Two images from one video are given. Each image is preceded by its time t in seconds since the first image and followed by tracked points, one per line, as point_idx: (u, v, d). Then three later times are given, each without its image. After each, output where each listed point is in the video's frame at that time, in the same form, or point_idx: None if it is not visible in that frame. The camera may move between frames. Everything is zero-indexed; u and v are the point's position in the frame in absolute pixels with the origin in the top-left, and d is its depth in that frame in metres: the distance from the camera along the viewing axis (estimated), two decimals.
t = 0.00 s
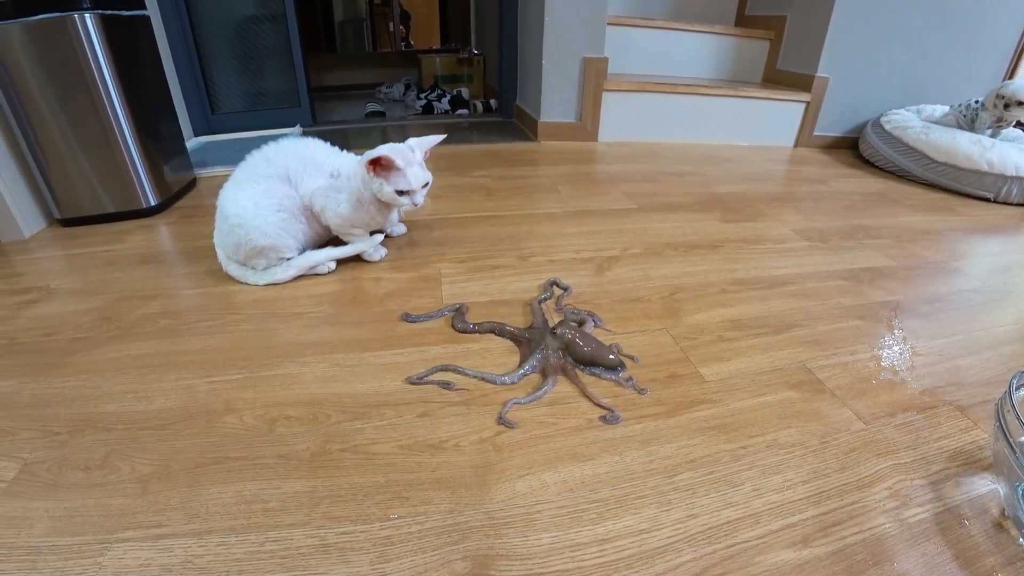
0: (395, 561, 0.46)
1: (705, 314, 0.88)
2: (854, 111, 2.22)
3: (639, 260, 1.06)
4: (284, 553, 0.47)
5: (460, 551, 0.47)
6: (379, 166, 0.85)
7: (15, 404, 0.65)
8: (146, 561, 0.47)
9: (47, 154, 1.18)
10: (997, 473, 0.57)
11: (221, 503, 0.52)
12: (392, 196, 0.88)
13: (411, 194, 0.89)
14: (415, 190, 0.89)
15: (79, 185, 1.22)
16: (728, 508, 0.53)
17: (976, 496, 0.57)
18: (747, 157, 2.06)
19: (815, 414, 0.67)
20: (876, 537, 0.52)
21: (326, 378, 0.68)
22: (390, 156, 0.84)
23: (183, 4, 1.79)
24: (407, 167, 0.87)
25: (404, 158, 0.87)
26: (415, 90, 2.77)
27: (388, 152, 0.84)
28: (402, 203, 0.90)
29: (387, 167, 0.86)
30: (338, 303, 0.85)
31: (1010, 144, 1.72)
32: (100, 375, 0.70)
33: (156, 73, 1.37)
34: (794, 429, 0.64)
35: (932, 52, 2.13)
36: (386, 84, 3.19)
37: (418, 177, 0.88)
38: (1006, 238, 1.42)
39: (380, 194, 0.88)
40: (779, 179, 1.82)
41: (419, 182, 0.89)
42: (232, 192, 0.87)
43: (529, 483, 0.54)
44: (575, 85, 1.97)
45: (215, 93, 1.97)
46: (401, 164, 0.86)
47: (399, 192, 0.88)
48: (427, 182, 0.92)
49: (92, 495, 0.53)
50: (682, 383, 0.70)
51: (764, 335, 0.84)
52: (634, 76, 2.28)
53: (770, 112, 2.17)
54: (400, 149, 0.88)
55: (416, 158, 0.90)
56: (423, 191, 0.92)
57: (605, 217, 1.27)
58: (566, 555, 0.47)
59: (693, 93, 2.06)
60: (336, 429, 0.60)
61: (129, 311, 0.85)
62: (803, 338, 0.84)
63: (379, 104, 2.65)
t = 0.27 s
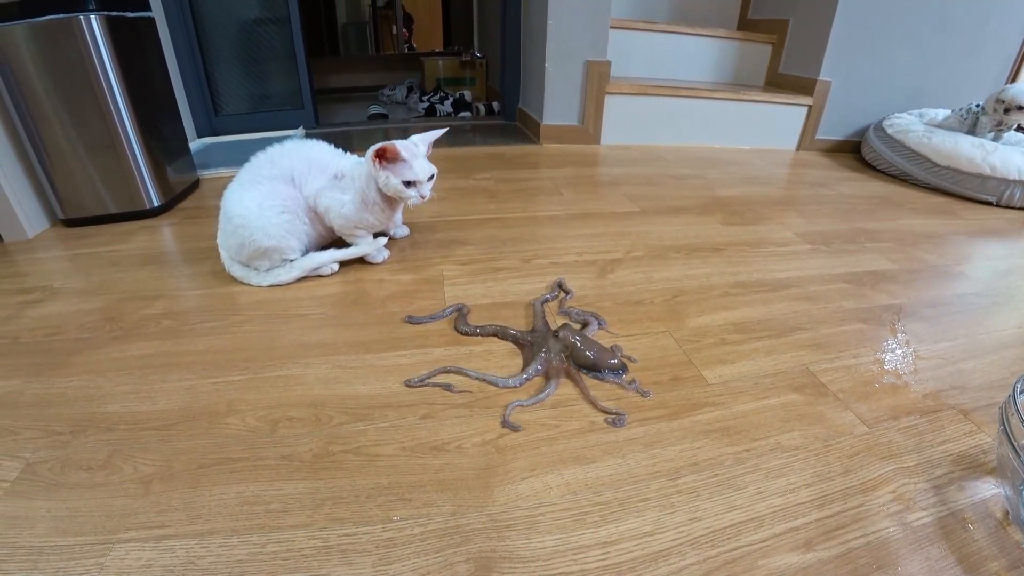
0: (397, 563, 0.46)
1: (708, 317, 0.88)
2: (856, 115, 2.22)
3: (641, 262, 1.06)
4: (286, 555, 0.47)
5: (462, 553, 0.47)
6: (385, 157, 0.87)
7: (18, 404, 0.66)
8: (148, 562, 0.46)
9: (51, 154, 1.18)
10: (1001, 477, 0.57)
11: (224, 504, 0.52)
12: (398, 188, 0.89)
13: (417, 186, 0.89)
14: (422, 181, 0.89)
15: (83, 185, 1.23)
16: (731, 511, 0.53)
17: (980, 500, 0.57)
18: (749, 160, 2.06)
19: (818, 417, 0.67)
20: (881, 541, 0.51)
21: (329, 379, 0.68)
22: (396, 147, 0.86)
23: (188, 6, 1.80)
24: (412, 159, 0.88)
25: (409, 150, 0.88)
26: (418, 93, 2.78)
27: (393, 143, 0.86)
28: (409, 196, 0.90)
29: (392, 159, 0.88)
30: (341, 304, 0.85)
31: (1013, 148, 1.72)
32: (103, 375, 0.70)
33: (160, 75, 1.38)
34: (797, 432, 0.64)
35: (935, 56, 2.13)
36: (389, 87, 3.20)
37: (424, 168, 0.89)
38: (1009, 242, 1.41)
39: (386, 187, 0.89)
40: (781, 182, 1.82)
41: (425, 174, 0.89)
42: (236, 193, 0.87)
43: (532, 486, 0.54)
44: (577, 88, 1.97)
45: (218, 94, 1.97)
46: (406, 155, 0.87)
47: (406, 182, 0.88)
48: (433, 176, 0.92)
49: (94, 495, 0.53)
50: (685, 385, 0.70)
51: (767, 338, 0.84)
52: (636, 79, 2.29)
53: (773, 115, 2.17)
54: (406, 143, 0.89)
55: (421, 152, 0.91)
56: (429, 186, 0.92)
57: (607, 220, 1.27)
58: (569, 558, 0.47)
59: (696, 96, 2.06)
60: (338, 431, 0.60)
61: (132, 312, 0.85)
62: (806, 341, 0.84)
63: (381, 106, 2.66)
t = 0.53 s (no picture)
0: (396, 564, 0.46)
1: (707, 320, 0.88)
2: (857, 119, 2.22)
3: (641, 265, 1.06)
4: (285, 555, 0.47)
5: (460, 555, 0.47)
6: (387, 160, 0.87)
7: (20, 403, 0.66)
8: (149, 561, 0.47)
9: (55, 156, 1.19)
10: (999, 481, 0.57)
11: (224, 504, 0.52)
12: (400, 191, 0.89)
13: (419, 188, 0.90)
14: (423, 184, 0.90)
15: (86, 186, 1.23)
16: (730, 513, 0.53)
17: (978, 503, 0.57)
18: (750, 163, 2.06)
19: (817, 421, 0.67)
20: (878, 544, 0.52)
21: (329, 380, 0.68)
22: (398, 149, 0.86)
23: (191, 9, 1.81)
24: (414, 161, 0.88)
25: (411, 153, 0.89)
26: (420, 95, 2.79)
27: (396, 146, 0.86)
28: (411, 199, 0.91)
29: (394, 161, 0.88)
30: (342, 306, 0.86)
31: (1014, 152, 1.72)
32: (105, 375, 0.70)
33: (163, 77, 1.39)
34: (796, 436, 0.64)
35: (936, 60, 2.13)
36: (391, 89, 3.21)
37: (426, 170, 0.89)
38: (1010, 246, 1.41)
39: (388, 190, 0.89)
40: (782, 186, 1.82)
41: (427, 176, 0.90)
42: (238, 195, 0.88)
43: (530, 487, 0.54)
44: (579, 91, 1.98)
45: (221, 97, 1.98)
46: (408, 157, 0.88)
47: (408, 185, 0.89)
48: (434, 178, 0.93)
49: (95, 495, 0.53)
50: (683, 388, 0.70)
51: (766, 342, 0.84)
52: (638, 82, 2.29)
53: (774, 119, 2.17)
54: (407, 145, 0.90)
55: (423, 154, 0.92)
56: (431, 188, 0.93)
57: (608, 222, 1.27)
58: (567, 559, 0.47)
59: (697, 99, 2.06)
60: (338, 432, 0.60)
61: (134, 313, 0.86)
62: (806, 345, 0.84)
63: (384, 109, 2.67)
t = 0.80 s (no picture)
0: (392, 563, 0.46)
1: (707, 319, 0.88)
2: (857, 119, 2.22)
3: (641, 264, 1.06)
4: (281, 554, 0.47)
5: (457, 553, 0.47)
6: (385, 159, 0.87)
7: (18, 403, 0.66)
8: (145, 560, 0.47)
9: (54, 156, 1.19)
10: (1000, 479, 0.56)
11: (220, 502, 0.52)
12: (399, 190, 0.89)
13: (418, 187, 0.90)
14: (422, 183, 0.90)
15: (85, 187, 1.23)
16: (728, 512, 0.53)
17: (979, 501, 0.57)
18: (750, 163, 2.06)
19: (817, 419, 0.67)
20: (878, 542, 0.51)
21: (327, 379, 0.68)
22: (397, 148, 0.86)
23: (191, 10, 1.81)
24: (413, 160, 0.88)
25: (410, 152, 0.89)
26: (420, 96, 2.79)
27: (394, 146, 0.86)
28: (410, 198, 0.91)
29: (393, 160, 0.88)
30: (340, 305, 0.85)
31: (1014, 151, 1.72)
32: (103, 375, 0.70)
33: (163, 78, 1.39)
34: (795, 434, 0.64)
35: (936, 60, 2.13)
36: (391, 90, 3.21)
37: (425, 169, 0.89)
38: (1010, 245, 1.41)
39: (387, 189, 0.89)
40: (782, 185, 1.82)
41: (426, 175, 0.90)
42: (236, 195, 0.88)
43: (528, 486, 0.54)
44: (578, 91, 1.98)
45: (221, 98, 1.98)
46: (407, 157, 0.88)
47: (407, 184, 0.88)
48: (434, 177, 0.93)
49: (91, 494, 0.53)
50: (682, 387, 0.70)
51: (766, 341, 0.84)
52: (637, 82, 2.29)
53: (774, 119, 2.17)
54: (406, 145, 0.90)
55: (422, 153, 0.92)
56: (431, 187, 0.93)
57: (607, 222, 1.27)
58: (564, 557, 0.47)
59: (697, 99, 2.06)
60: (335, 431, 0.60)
61: (132, 312, 0.86)
62: (806, 343, 0.84)
63: (383, 110, 2.67)
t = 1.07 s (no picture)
0: (386, 562, 0.46)
1: (703, 316, 0.87)
2: (854, 116, 2.22)
3: (637, 262, 1.05)
4: (275, 553, 0.47)
5: (451, 552, 0.47)
6: (379, 156, 0.87)
7: (12, 403, 0.65)
8: (138, 560, 0.46)
9: (49, 157, 1.18)
10: (998, 474, 0.56)
11: (214, 502, 0.51)
12: (394, 188, 0.89)
13: (413, 184, 0.89)
14: (417, 180, 0.89)
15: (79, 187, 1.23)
16: (724, 509, 0.53)
17: (977, 497, 0.56)
18: (747, 161, 2.05)
19: (814, 415, 0.67)
20: (876, 538, 0.51)
21: (322, 378, 0.68)
22: (392, 147, 0.86)
23: (186, 10, 1.81)
24: (407, 158, 0.88)
25: (404, 150, 0.88)
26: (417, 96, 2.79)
27: (389, 144, 0.86)
28: (406, 195, 0.90)
29: (388, 158, 0.87)
30: (335, 304, 0.85)
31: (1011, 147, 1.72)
32: (97, 375, 0.70)
33: (158, 78, 1.38)
34: (792, 431, 0.64)
35: (933, 56, 2.13)
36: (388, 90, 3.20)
37: (420, 166, 0.89)
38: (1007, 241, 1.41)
39: (382, 187, 0.89)
40: (779, 183, 1.82)
41: (421, 172, 0.89)
42: (231, 193, 0.87)
43: (523, 484, 0.54)
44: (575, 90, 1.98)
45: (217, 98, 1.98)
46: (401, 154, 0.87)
47: (401, 182, 0.88)
48: (429, 175, 0.92)
49: (84, 494, 0.53)
50: (679, 384, 0.70)
51: (763, 337, 0.83)
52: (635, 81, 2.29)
53: (771, 116, 2.17)
54: (401, 143, 0.90)
55: (416, 151, 0.91)
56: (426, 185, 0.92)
57: (604, 220, 1.27)
58: (560, 555, 0.47)
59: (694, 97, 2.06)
60: (330, 430, 0.60)
61: (127, 312, 0.85)
62: (803, 340, 0.84)
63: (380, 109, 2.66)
